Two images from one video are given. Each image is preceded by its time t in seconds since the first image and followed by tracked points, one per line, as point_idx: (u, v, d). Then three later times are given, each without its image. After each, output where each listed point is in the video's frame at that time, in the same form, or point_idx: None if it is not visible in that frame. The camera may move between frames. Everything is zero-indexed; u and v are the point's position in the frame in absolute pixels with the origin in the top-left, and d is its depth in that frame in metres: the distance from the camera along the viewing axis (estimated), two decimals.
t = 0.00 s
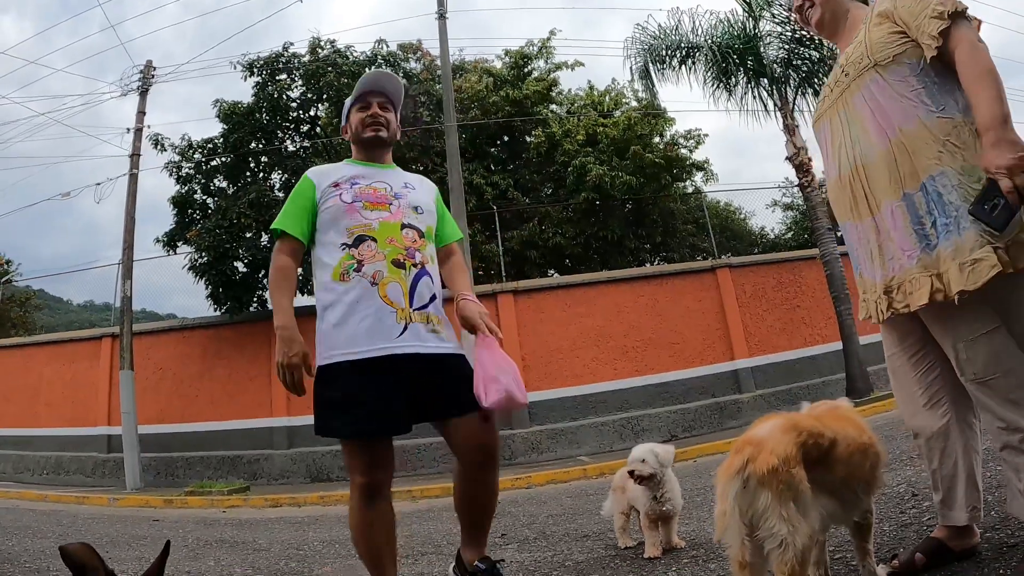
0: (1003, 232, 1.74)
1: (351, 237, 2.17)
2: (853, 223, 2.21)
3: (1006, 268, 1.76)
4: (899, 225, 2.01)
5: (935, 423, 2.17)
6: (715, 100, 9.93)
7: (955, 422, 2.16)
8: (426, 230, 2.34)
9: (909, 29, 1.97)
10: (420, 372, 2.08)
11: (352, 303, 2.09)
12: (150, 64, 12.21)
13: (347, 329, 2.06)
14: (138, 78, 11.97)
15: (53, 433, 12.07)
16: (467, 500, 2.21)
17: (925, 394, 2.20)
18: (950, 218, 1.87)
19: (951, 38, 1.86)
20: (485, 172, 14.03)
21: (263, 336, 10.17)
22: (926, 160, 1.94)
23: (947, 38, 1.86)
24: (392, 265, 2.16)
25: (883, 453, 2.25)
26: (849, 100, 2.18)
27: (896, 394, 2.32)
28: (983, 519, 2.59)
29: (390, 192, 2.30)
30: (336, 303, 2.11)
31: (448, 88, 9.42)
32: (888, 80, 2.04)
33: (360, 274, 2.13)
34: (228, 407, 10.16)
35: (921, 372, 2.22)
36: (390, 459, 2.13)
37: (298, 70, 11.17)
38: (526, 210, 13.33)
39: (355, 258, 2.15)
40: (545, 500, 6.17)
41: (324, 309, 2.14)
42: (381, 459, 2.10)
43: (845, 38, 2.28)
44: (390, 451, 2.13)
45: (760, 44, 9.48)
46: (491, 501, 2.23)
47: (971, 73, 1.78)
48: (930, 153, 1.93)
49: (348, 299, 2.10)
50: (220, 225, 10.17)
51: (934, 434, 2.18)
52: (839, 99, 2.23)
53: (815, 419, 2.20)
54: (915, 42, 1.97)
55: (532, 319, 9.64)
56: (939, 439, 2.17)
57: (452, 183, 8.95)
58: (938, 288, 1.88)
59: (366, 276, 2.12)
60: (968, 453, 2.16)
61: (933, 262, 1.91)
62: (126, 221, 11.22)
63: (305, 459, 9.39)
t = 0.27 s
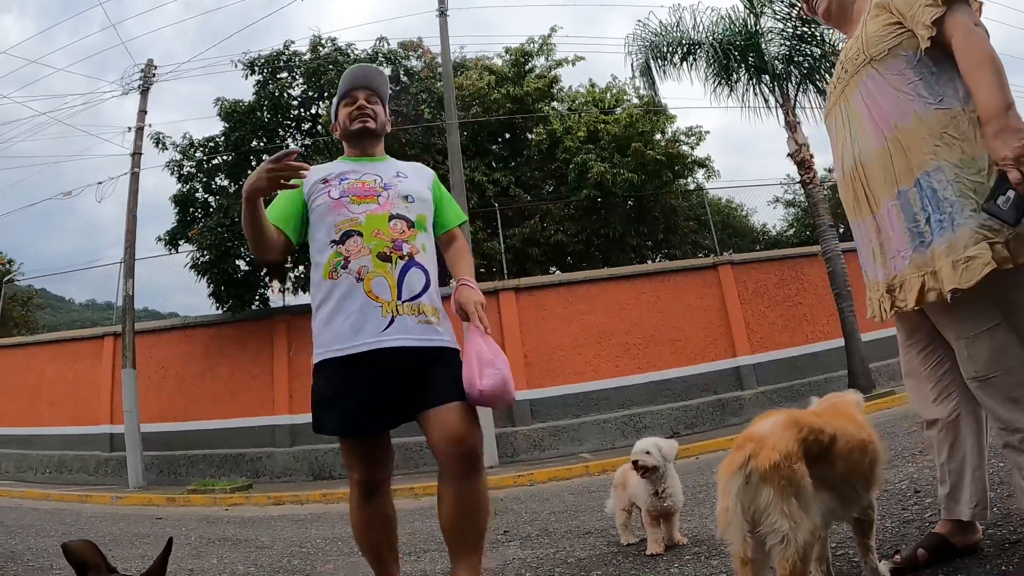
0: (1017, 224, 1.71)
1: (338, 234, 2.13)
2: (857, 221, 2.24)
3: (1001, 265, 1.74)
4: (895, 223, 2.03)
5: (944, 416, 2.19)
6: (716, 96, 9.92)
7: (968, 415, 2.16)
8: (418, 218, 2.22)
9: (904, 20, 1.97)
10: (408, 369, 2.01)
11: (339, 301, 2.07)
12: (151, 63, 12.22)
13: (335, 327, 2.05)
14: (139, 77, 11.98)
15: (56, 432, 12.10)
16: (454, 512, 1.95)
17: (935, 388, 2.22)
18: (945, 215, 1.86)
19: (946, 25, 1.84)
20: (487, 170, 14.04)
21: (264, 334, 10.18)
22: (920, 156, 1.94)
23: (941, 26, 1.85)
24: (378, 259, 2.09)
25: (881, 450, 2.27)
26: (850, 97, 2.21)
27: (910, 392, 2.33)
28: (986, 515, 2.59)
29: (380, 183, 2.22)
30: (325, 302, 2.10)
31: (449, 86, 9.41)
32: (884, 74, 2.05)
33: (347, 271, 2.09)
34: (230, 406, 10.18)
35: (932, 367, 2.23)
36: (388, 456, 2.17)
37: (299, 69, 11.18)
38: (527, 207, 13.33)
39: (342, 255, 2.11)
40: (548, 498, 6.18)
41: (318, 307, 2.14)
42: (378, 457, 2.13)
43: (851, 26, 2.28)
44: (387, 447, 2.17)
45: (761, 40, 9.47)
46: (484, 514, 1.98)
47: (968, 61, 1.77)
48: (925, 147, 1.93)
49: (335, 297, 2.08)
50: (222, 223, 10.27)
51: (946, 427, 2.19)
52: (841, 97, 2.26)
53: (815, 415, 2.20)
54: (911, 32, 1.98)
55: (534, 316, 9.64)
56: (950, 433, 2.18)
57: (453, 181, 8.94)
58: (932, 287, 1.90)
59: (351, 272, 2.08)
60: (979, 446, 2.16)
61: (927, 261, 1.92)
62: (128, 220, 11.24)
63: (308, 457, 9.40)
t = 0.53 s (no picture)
0: (1006, 220, 1.68)
1: (340, 237, 2.14)
2: (864, 221, 2.24)
3: (1003, 264, 1.73)
4: (899, 224, 2.03)
5: (952, 413, 2.19)
6: (717, 96, 9.91)
7: (977, 413, 2.15)
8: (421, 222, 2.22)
9: (902, 12, 1.99)
10: (404, 373, 2.01)
11: (339, 306, 2.08)
12: (152, 66, 12.24)
13: (333, 330, 2.06)
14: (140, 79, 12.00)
15: (59, 435, 12.11)
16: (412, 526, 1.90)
17: (944, 385, 2.22)
18: (945, 214, 1.86)
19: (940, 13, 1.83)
20: (488, 171, 14.05)
21: (266, 336, 10.18)
22: (921, 153, 1.94)
23: (937, 15, 1.84)
24: (378, 262, 2.09)
25: (880, 450, 2.28)
26: (851, 94, 2.21)
27: (922, 387, 2.32)
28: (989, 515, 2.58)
29: (381, 187, 2.22)
30: (326, 306, 2.11)
31: (450, 87, 9.42)
32: (883, 70, 2.06)
33: (348, 275, 2.10)
34: (232, 408, 10.18)
35: (943, 364, 2.22)
36: (387, 456, 2.17)
37: (300, 71, 11.19)
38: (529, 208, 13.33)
39: (343, 259, 2.12)
40: (550, 499, 6.17)
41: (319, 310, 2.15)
42: (377, 457, 2.14)
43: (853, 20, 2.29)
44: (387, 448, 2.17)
45: (761, 41, 9.47)
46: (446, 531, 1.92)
47: (962, 51, 1.74)
48: (925, 144, 1.93)
49: (336, 300, 2.09)
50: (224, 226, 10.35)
51: (956, 424, 2.19)
52: (844, 95, 2.27)
53: (816, 416, 2.19)
54: (909, 24, 1.98)
55: (536, 317, 9.64)
56: (960, 430, 2.18)
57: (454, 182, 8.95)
58: (935, 288, 1.90)
59: (352, 276, 2.09)
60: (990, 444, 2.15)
61: (930, 262, 1.92)
62: (130, 223, 11.25)
63: (310, 459, 9.40)
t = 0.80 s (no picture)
0: (1001, 222, 1.70)
1: (346, 245, 2.14)
2: (871, 220, 2.24)
3: (1018, 261, 1.75)
4: (908, 224, 2.03)
5: (958, 410, 2.20)
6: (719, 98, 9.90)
7: (982, 411, 2.16)
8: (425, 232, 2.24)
9: (907, 6, 1.99)
10: (410, 379, 2.02)
11: (345, 314, 2.07)
12: (156, 71, 12.29)
13: (338, 339, 2.06)
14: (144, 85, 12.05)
15: (64, 439, 12.14)
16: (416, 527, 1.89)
17: (951, 382, 2.21)
18: (958, 213, 1.86)
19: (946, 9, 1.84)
20: (491, 173, 14.06)
21: (270, 340, 10.20)
22: (931, 151, 1.94)
23: (941, 11, 1.86)
24: (385, 272, 2.10)
25: (885, 452, 2.27)
26: (856, 91, 2.21)
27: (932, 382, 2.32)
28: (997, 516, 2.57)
29: (386, 194, 2.22)
30: (331, 313, 2.11)
31: (452, 90, 9.43)
32: (890, 66, 2.05)
33: (354, 283, 2.10)
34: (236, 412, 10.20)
35: (950, 361, 2.21)
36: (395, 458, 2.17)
37: (303, 75, 11.23)
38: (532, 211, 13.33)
39: (349, 267, 2.12)
40: (555, 501, 6.17)
41: (324, 317, 2.14)
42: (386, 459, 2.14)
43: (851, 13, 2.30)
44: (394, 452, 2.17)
45: (764, 42, 9.47)
46: (449, 534, 1.91)
47: (967, 48, 1.74)
48: (936, 142, 1.93)
49: (342, 308, 2.09)
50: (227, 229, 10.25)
51: (961, 421, 2.20)
52: (848, 92, 2.27)
53: (820, 418, 2.19)
54: (914, 18, 1.99)
55: (539, 319, 9.64)
56: (964, 428, 2.19)
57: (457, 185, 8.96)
58: (949, 289, 1.90)
59: (359, 285, 2.09)
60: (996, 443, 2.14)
61: (943, 262, 1.92)
62: (134, 228, 11.29)
63: (315, 463, 9.41)
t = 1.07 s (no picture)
0: None
1: (361, 249, 2.08)
2: (876, 219, 2.24)
3: None
4: (914, 225, 2.03)
5: (960, 411, 2.20)
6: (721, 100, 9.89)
7: (984, 412, 2.16)
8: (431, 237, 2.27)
9: (918, 5, 1.97)
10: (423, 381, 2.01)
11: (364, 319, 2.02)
12: (158, 74, 12.32)
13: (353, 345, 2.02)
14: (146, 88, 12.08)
15: (66, 441, 12.15)
16: (435, 524, 1.88)
17: (953, 383, 2.22)
18: (968, 215, 1.86)
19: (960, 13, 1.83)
20: (492, 176, 14.07)
21: (272, 342, 10.20)
22: (941, 152, 1.94)
23: (957, 12, 1.84)
24: (403, 278, 2.08)
25: (887, 455, 2.28)
26: (862, 90, 2.20)
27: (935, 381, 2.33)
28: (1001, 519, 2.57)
29: (394, 198, 2.21)
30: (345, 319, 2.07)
31: (454, 93, 9.43)
32: (899, 65, 2.04)
33: (372, 288, 2.05)
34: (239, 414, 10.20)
35: (952, 362, 2.21)
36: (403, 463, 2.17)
37: (305, 78, 11.25)
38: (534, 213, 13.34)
39: (365, 271, 2.07)
40: (558, 504, 6.16)
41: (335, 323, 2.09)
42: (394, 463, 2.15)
43: (857, 13, 2.29)
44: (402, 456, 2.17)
45: (766, 44, 9.46)
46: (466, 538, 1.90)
47: (985, 52, 1.75)
48: (946, 143, 1.93)
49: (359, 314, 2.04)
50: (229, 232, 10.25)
51: (963, 421, 2.21)
52: (854, 90, 2.26)
53: (821, 421, 2.18)
54: (926, 18, 1.97)
55: (542, 322, 9.64)
56: (966, 428, 2.20)
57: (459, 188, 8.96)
58: (953, 293, 1.90)
59: (379, 291, 2.04)
60: (998, 443, 2.15)
61: (948, 266, 1.92)
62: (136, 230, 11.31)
63: (317, 465, 9.41)
